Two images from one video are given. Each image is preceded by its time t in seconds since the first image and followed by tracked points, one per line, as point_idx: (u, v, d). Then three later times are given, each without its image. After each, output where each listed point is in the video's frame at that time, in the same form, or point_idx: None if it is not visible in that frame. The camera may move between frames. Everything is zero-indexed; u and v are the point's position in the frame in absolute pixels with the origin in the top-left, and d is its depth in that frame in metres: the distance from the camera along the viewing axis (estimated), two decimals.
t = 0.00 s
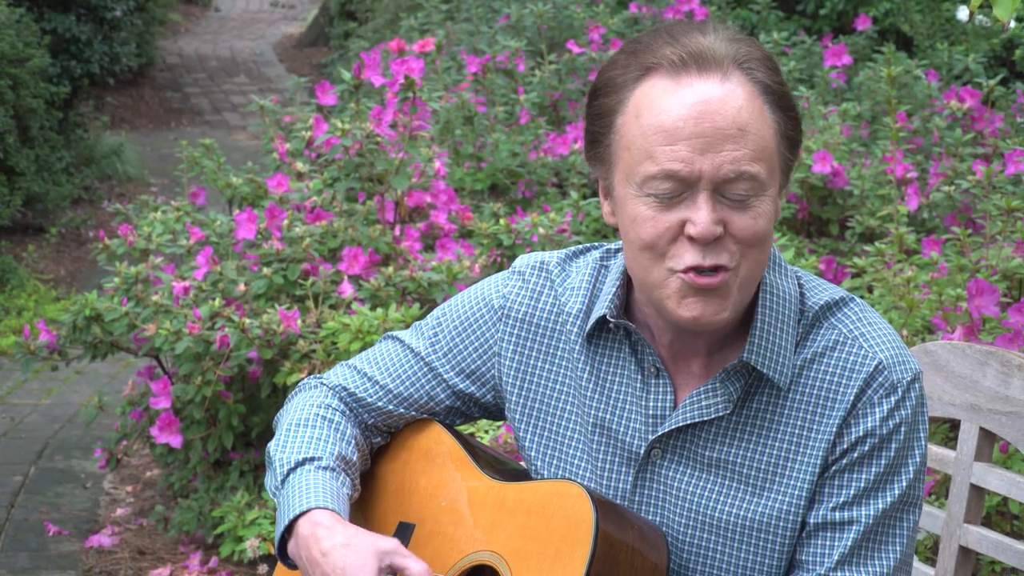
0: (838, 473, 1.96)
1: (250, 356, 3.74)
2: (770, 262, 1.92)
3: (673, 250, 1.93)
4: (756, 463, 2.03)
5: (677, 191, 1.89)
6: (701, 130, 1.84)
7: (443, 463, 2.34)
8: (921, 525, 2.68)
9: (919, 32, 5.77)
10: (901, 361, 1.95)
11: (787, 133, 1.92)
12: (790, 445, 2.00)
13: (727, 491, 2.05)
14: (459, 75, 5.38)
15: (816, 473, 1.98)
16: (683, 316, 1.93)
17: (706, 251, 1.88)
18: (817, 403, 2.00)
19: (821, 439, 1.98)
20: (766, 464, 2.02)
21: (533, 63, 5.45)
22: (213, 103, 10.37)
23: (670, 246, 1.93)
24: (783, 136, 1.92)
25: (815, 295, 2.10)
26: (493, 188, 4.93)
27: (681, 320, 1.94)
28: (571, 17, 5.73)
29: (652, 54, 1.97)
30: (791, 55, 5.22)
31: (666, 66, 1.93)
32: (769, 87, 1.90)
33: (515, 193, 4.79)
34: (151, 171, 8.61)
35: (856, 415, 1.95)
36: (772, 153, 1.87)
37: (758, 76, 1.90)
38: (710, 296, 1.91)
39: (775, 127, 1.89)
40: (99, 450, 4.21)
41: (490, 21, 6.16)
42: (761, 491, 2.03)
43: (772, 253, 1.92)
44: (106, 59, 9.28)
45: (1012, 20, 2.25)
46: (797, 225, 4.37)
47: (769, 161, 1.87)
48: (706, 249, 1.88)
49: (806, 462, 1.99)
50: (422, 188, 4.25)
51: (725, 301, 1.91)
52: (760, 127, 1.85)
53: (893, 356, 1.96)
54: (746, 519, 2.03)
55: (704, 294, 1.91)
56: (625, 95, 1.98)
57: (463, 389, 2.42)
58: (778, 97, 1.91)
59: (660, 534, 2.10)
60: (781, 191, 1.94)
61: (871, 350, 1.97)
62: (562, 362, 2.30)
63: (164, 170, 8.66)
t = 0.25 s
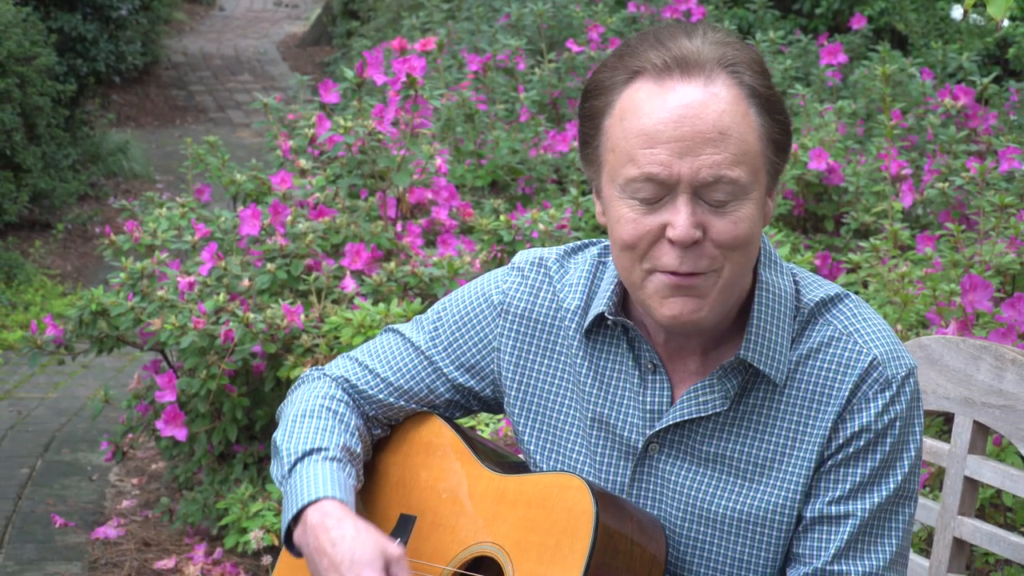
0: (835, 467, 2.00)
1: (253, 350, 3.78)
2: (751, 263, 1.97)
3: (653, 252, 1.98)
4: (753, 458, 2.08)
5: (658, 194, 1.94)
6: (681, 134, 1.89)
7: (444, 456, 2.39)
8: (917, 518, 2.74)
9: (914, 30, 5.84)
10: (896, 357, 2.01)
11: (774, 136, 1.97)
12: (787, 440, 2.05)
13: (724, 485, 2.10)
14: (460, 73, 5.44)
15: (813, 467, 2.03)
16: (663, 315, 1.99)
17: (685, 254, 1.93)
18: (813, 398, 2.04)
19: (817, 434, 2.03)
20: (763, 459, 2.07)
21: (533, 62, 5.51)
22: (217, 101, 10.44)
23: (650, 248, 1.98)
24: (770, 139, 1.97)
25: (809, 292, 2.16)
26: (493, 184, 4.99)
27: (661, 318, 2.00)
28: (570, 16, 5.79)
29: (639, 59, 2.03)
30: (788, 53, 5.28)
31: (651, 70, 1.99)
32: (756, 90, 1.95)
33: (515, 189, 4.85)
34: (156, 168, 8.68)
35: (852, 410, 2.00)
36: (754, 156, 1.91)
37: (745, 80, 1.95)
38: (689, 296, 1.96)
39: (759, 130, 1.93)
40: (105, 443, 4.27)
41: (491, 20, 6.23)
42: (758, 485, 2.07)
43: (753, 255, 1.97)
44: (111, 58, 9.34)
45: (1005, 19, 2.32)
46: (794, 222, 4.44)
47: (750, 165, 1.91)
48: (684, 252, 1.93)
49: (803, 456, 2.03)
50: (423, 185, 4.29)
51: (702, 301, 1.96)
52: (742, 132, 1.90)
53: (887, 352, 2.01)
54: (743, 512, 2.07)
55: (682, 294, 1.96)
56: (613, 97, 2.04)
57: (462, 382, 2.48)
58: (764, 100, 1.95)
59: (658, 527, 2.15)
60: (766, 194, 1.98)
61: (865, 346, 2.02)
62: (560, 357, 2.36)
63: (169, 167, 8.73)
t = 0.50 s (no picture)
0: (829, 460, 2.05)
1: (257, 344, 3.84)
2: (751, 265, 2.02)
3: (656, 261, 2.03)
4: (748, 451, 2.13)
5: (659, 206, 1.98)
6: (680, 146, 1.93)
7: (444, 448, 2.45)
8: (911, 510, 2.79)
9: (908, 28, 5.89)
10: (888, 350, 2.05)
11: (767, 136, 2.02)
12: (781, 433, 2.10)
13: (720, 478, 2.15)
14: (461, 71, 5.49)
15: (807, 460, 2.07)
16: (668, 320, 2.05)
17: (689, 263, 1.98)
18: (807, 391, 2.09)
19: (811, 427, 2.07)
20: (758, 452, 2.12)
21: (533, 60, 5.56)
22: (221, 99, 10.49)
23: (653, 257, 2.02)
24: (763, 139, 2.02)
25: (803, 287, 2.20)
26: (493, 180, 5.04)
27: (667, 323, 2.06)
28: (569, 15, 5.85)
29: (631, 68, 2.06)
30: (784, 52, 5.34)
31: (644, 80, 2.02)
32: (748, 93, 2.00)
33: (515, 185, 4.90)
34: (161, 165, 8.73)
35: (845, 403, 2.04)
36: (751, 160, 1.96)
37: (736, 84, 2.00)
38: (693, 300, 2.02)
39: (753, 133, 1.98)
40: (110, 436, 4.33)
41: (490, 19, 6.28)
42: (753, 477, 2.13)
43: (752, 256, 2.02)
44: (117, 56, 9.35)
45: (997, 18, 2.36)
46: (790, 218, 4.49)
47: (748, 169, 1.95)
48: (689, 260, 1.98)
49: (796, 450, 2.08)
50: (424, 182, 4.34)
51: (706, 305, 2.03)
52: (738, 137, 1.94)
53: (879, 346, 2.05)
54: (739, 504, 2.13)
55: (686, 299, 2.02)
56: (607, 107, 2.07)
57: (461, 376, 2.53)
58: (756, 102, 2.00)
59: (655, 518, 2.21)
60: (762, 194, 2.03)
61: (858, 341, 2.06)
62: (558, 352, 2.41)
63: (173, 164, 8.78)
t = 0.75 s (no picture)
0: (826, 454, 2.10)
1: (261, 338, 3.90)
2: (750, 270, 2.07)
3: (658, 269, 2.08)
4: (745, 445, 2.18)
5: (661, 218, 2.02)
6: (682, 161, 1.97)
7: (444, 441, 2.51)
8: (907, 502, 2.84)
9: (903, 27, 5.95)
10: (883, 345, 2.09)
11: (765, 142, 2.06)
12: (778, 427, 2.15)
13: (718, 471, 2.21)
14: (462, 69, 5.55)
15: (803, 454, 2.12)
16: (670, 324, 2.12)
17: (691, 272, 2.03)
18: (803, 386, 2.14)
19: (807, 422, 2.12)
20: (755, 445, 2.17)
21: (533, 58, 5.62)
22: (225, 96, 10.55)
23: (655, 266, 2.07)
24: (761, 145, 2.06)
25: (799, 282, 2.25)
26: (493, 177, 5.10)
27: (669, 327, 2.12)
28: (569, 13, 5.90)
29: (631, 80, 2.09)
30: (781, 50, 5.40)
31: (645, 93, 2.05)
32: (747, 102, 2.03)
33: (515, 181, 4.96)
34: (166, 161, 8.79)
35: (841, 398, 2.09)
36: (751, 170, 2.00)
37: (736, 93, 2.03)
38: (694, 306, 2.08)
39: (753, 142, 2.02)
40: (116, 428, 4.39)
41: (491, 17, 6.34)
42: (750, 471, 2.18)
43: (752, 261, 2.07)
44: (122, 53, 9.41)
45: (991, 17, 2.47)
46: (787, 214, 4.55)
47: (749, 179, 1.99)
48: (691, 270, 2.02)
49: (793, 444, 2.13)
50: (426, 178, 4.38)
51: (706, 310, 2.09)
52: (739, 149, 1.98)
53: (874, 341, 2.10)
54: (737, 497, 2.18)
55: (687, 305, 2.08)
56: (608, 118, 2.10)
57: (462, 369, 2.59)
58: (755, 110, 2.04)
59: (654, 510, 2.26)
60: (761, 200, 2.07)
61: (853, 336, 2.11)
62: (558, 347, 2.47)
63: (177, 160, 8.84)
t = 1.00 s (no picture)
0: (824, 446, 2.14)
1: (264, 331, 3.96)
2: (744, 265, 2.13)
3: (654, 266, 2.13)
4: (744, 436, 2.24)
5: (657, 216, 2.07)
6: (678, 161, 2.02)
7: (444, 432, 2.57)
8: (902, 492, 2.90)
9: (897, 23, 6.00)
10: (881, 340, 2.14)
11: (761, 140, 2.11)
12: (777, 419, 2.21)
13: (717, 462, 2.26)
14: (462, 65, 5.60)
15: (802, 446, 2.17)
16: (666, 319, 2.18)
17: (686, 269, 2.09)
18: (801, 379, 2.19)
19: (806, 414, 2.17)
20: (754, 437, 2.23)
21: (533, 54, 5.67)
22: (228, 92, 10.61)
23: (651, 263, 2.13)
24: (757, 143, 2.11)
25: (798, 278, 2.31)
26: (493, 172, 5.16)
27: (666, 321, 2.19)
28: (568, 10, 5.96)
29: (629, 81, 2.14)
30: (778, 46, 5.45)
31: (642, 94, 2.10)
32: (742, 102, 2.08)
33: (515, 176, 5.02)
34: (170, 156, 8.85)
35: (839, 391, 2.14)
36: (746, 168, 2.05)
37: (731, 93, 2.08)
38: (690, 301, 2.14)
39: (748, 140, 2.07)
40: (121, 420, 4.45)
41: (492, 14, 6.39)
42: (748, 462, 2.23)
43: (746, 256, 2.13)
44: (128, 50, 9.43)
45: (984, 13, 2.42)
46: (783, 208, 4.61)
47: (744, 177, 2.04)
48: (686, 267, 2.08)
49: (791, 436, 2.18)
50: (426, 172, 4.43)
51: (702, 305, 2.15)
52: (734, 149, 2.03)
53: (872, 336, 2.15)
54: (736, 488, 2.23)
55: (683, 301, 2.14)
56: (606, 117, 2.16)
57: (464, 361, 2.65)
58: (750, 109, 2.09)
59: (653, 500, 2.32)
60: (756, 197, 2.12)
61: (851, 331, 2.16)
62: (558, 339, 2.53)
63: (181, 155, 8.90)
